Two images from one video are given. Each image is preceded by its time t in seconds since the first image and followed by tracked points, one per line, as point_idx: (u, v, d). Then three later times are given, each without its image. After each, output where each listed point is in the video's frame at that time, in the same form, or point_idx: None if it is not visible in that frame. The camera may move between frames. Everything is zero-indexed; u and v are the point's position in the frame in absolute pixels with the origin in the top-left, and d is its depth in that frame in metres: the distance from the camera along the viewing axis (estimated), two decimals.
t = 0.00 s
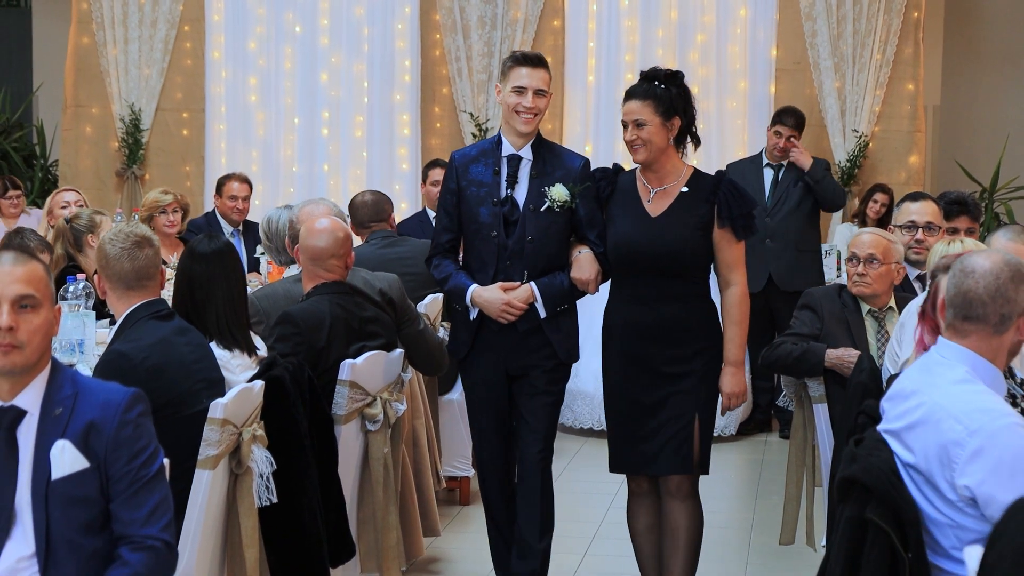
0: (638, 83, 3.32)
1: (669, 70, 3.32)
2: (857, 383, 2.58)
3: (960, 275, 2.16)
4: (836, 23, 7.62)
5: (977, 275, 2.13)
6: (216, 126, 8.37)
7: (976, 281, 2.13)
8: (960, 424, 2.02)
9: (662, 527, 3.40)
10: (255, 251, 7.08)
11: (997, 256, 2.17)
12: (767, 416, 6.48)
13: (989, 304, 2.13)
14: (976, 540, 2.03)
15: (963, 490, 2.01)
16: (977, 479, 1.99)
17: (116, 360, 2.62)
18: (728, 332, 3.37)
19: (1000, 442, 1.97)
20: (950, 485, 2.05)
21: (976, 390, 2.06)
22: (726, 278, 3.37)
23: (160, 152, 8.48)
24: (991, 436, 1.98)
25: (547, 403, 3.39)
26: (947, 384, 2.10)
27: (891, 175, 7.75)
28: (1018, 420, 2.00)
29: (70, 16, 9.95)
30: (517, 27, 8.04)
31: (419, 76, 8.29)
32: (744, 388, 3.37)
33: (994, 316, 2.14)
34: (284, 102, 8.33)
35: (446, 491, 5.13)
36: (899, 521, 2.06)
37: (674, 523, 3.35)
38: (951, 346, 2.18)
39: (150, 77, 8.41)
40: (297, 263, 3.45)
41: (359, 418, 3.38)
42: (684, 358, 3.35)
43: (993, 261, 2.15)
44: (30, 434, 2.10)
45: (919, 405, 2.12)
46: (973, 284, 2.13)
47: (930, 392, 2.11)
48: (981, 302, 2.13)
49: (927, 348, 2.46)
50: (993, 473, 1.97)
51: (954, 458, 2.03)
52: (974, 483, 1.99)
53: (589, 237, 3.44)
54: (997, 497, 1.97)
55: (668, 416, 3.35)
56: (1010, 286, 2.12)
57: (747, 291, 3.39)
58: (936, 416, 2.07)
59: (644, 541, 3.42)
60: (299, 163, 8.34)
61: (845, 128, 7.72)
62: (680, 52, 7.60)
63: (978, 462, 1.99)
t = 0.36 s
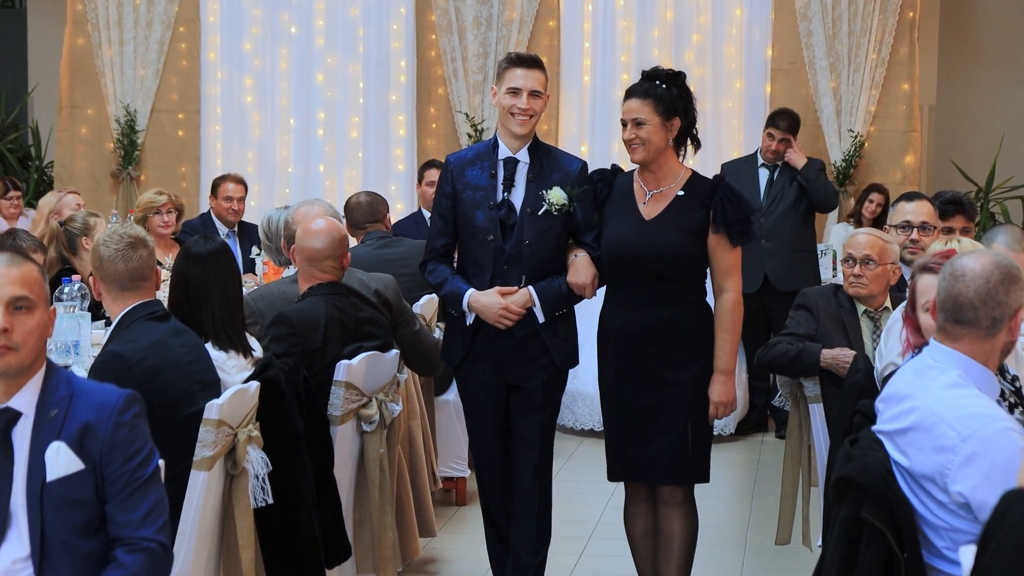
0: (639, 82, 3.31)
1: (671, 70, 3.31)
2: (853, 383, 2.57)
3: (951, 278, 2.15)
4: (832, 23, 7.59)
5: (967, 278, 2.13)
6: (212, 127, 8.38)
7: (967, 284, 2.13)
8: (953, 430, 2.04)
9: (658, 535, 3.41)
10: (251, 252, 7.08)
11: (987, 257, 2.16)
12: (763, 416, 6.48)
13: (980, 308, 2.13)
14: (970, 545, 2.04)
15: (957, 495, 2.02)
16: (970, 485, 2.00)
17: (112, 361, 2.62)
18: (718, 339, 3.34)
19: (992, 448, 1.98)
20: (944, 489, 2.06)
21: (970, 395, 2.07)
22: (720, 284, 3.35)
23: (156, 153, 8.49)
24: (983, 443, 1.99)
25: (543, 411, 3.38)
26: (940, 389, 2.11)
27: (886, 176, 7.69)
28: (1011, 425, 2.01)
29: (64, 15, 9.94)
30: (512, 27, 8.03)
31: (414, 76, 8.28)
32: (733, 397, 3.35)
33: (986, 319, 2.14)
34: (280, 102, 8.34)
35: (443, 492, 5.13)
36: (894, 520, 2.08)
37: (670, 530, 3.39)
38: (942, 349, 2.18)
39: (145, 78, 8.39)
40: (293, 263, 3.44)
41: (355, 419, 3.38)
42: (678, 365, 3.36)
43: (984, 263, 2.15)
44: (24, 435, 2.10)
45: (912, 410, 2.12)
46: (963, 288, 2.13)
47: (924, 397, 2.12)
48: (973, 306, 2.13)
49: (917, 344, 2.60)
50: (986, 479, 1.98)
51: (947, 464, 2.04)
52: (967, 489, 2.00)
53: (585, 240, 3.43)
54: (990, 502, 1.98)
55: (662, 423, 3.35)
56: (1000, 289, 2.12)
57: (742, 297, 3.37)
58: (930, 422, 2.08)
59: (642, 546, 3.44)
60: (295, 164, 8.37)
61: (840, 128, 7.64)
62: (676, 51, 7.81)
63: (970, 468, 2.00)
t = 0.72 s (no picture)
0: (645, 86, 3.34)
1: (677, 76, 3.35)
2: (848, 381, 2.59)
3: (941, 279, 2.19)
4: (827, 28, 7.73)
5: (958, 279, 2.17)
6: (217, 130, 8.41)
7: (957, 286, 2.17)
8: (945, 429, 2.08)
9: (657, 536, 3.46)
10: (257, 253, 7.13)
11: (977, 258, 2.20)
12: (760, 414, 6.54)
13: (971, 309, 2.17)
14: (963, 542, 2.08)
15: (949, 493, 2.06)
16: (962, 483, 2.04)
17: (116, 359, 2.66)
18: (715, 338, 3.35)
19: (984, 446, 2.02)
20: (936, 487, 2.11)
21: (962, 394, 2.11)
22: (718, 285, 3.36)
23: (164, 156, 8.55)
24: (975, 442, 2.03)
25: (543, 411, 3.42)
26: (932, 389, 2.16)
27: (879, 178, 7.90)
28: (1003, 424, 2.05)
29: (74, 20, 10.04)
30: (513, 32, 8.16)
31: (417, 80, 8.33)
32: (726, 395, 3.34)
33: (977, 320, 2.18)
34: (285, 107, 8.36)
35: (444, 488, 5.18)
36: (888, 516, 2.12)
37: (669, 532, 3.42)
38: (934, 349, 2.23)
39: (153, 82, 8.45)
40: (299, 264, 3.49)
41: (359, 416, 3.42)
42: (679, 366, 3.39)
43: (974, 264, 2.19)
44: (36, 432, 2.15)
45: (905, 409, 2.17)
46: (953, 288, 2.17)
47: (916, 396, 2.17)
48: (963, 307, 2.18)
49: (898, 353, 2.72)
50: (977, 476, 2.02)
51: (940, 463, 2.08)
52: (960, 488, 2.04)
53: (589, 242, 3.47)
54: (982, 500, 2.02)
55: (661, 425, 3.38)
56: (990, 290, 2.16)
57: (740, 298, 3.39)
58: (922, 421, 2.12)
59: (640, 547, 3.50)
60: (299, 167, 8.38)
61: (835, 131, 7.80)
62: (674, 57, 7.81)
63: (962, 467, 2.04)
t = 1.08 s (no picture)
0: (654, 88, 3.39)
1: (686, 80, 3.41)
2: (842, 378, 2.64)
3: (932, 279, 2.26)
4: (821, 34, 7.90)
5: (949, 279, 2.23)
6: (228, 134, 8.52)
7: (948, 285, 2.23)
8: (936, 425, 2.14)
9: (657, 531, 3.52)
10: (267, 254, 7.21)
11: (967, 258, 2.27)
12: (756, 410, 6.61)
13: (961, 308, 2.23)
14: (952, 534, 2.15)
15: (940, 487, 2.12)
16: (952, 477, 2.10)
17: (107, 354, 2.69)
18: (722, 342, 3.41)
19: (974, 442, 2.08)
20: (927, 481, 2.16)
21: (952, 391, 2.17)
22: (723, 287, 3.41)
23: (176, 159, 8.59)
24: (966, 437, 2.09)
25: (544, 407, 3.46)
26: (924, 385, 2.22)
27: (873, 180, 8.01)
28: (992, 420, 2.11)
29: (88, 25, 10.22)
30: (516, 38, 8.22)
31: (421, 84, 8.48)
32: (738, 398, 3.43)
33: (967, 319, 2.24)
34: (294, 111, 8.50)
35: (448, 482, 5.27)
36: (880, 508, 2.18)
37: (669, 525, 3.48)
38: (925, 347, 2.29)
39: (165, 86, 8.49)
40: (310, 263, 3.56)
41: (365, 411, 3.49)
42: (684, 363, 3.43)
43: (964, 264, 2.25)
44: (51, 427, 2.21)
45: (897, 405, 2.23)
46: (944, 288, 2.23)
47: (908, 392, 2.23)
48: (954, 306, 2.24)
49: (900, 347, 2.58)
50: (967, 471, 2.08)
51: (931, 457, 2.14)
52: (951, 482, 2.10)
53: (592, 243, 3.52)
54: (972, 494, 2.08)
55: (664, 424, 3.43)
56: (980, 289, 2.22)
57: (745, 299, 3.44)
58: (913, 416, 2.18)
59: (620, 551, 3.47)
60: (308, 169, 8.54)
61: (829, 134, 7.98)
62: (672, 61, 7.99)
63: (953, 461, 2.10)
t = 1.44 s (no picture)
0: (665, 84, 3.39)
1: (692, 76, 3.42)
2: (844, 368, 2.67)
3: (933, 272, 2.30)
4: (824, 30, 8.07)
5: (949, 272, 2.28)
6: (243, 128, 8.69)
7: (948, 278, 2.28)
8: (936, 415, 2.18)
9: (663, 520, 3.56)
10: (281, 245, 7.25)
11: (967, 250, 2.31)
12: (759, 399, 6.65)
13: (961, 300, 2.28)
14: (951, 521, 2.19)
15: (940, 476, 2.17)
16: (951, 466, 2.15)
17: (114, 343, 2.70)
18: (734, 336, 3.51)
19: (973, 431, 2.12)
20: (927, 469, 2.21)
21: (952, 381, 2.22)
22: (731, 283, 3.49)
23: (192, 151, 8.76)
24: (965, 427, 2.13)
25: (550, 399, 3.51)
26: (924, 375, 2.26)
27: (874, 174, 8.21)
28: (992, 410, 2.15)
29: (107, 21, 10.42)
30: (524, 34, 8.46)
31: (431, 80, 8.67)
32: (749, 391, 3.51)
33: (967, 310, 2.29)
34: (307, 106, 8.66)
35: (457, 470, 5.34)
36: (882, 495, 2.22)
37: (676, 515, 3.53)
38: (926, 339, 2.34)
39: (181, 82, 8.67)
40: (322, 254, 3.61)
41: (377, 400, 3.55)
42: (693, 359, 3.44)
43: (964, 257, 2.29)
44: (72, 414, 2.28)
45: (899, 395, 2.27)
46: (944, 281, 2.28)
47: (908, 383, 2.27)
48: (954, 298, 2.29)
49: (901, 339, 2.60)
50: (966, 460, 2.13)
51: (931, 447, 2.19)
52: (950, 470, 2.15)
53: (596, 237, 3.54)
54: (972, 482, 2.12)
55: (673, 419, 3.44)
56: (979, 282, 2.27)
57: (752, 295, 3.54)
58: (913, 406, 2.23)
59: (633, 542, 3.42)
60: (321, 163, 8.71)
61: (832, 128, 8.17)
62: (677, 57, 8.32)
63: (952, 450, 2.15)
